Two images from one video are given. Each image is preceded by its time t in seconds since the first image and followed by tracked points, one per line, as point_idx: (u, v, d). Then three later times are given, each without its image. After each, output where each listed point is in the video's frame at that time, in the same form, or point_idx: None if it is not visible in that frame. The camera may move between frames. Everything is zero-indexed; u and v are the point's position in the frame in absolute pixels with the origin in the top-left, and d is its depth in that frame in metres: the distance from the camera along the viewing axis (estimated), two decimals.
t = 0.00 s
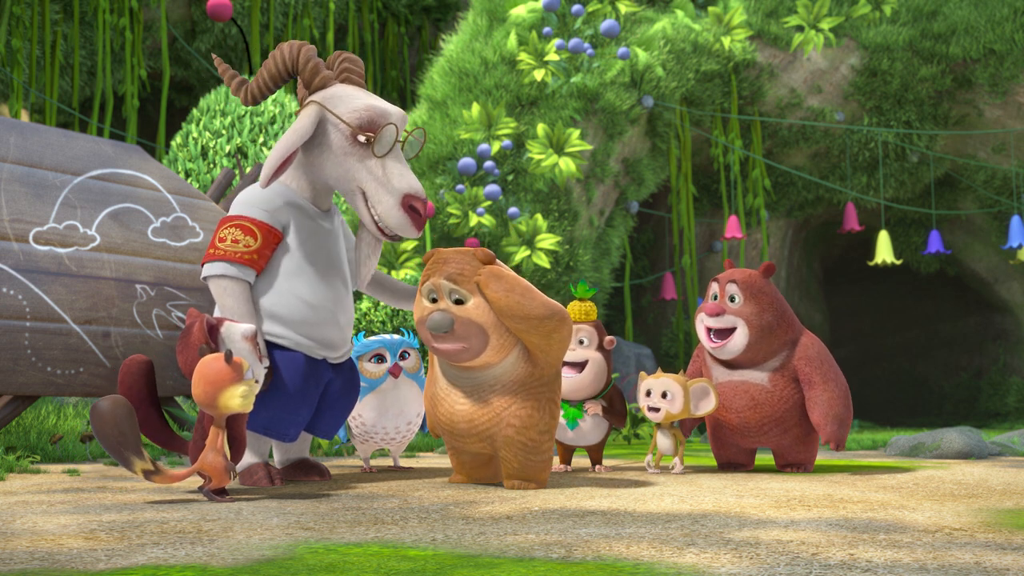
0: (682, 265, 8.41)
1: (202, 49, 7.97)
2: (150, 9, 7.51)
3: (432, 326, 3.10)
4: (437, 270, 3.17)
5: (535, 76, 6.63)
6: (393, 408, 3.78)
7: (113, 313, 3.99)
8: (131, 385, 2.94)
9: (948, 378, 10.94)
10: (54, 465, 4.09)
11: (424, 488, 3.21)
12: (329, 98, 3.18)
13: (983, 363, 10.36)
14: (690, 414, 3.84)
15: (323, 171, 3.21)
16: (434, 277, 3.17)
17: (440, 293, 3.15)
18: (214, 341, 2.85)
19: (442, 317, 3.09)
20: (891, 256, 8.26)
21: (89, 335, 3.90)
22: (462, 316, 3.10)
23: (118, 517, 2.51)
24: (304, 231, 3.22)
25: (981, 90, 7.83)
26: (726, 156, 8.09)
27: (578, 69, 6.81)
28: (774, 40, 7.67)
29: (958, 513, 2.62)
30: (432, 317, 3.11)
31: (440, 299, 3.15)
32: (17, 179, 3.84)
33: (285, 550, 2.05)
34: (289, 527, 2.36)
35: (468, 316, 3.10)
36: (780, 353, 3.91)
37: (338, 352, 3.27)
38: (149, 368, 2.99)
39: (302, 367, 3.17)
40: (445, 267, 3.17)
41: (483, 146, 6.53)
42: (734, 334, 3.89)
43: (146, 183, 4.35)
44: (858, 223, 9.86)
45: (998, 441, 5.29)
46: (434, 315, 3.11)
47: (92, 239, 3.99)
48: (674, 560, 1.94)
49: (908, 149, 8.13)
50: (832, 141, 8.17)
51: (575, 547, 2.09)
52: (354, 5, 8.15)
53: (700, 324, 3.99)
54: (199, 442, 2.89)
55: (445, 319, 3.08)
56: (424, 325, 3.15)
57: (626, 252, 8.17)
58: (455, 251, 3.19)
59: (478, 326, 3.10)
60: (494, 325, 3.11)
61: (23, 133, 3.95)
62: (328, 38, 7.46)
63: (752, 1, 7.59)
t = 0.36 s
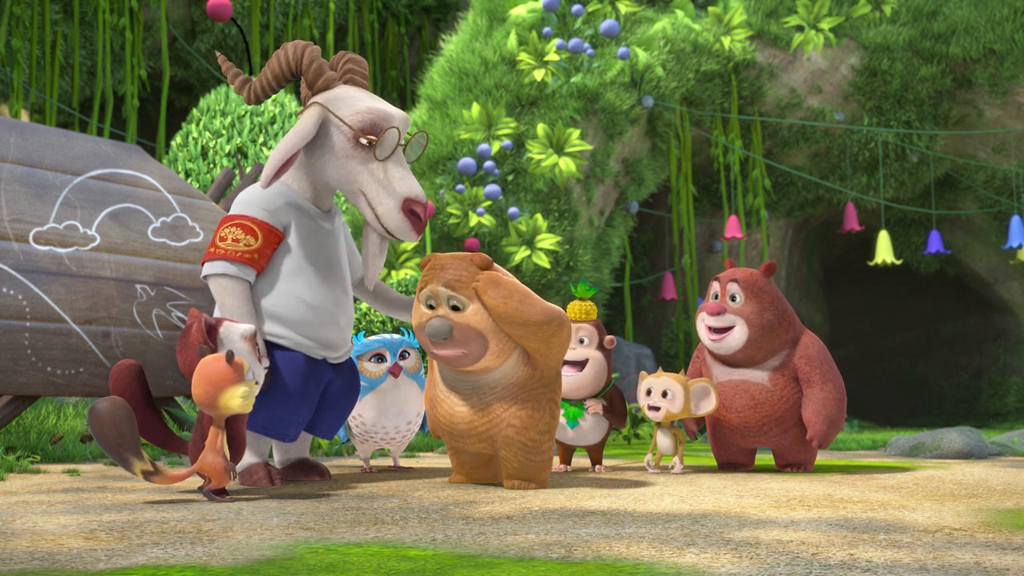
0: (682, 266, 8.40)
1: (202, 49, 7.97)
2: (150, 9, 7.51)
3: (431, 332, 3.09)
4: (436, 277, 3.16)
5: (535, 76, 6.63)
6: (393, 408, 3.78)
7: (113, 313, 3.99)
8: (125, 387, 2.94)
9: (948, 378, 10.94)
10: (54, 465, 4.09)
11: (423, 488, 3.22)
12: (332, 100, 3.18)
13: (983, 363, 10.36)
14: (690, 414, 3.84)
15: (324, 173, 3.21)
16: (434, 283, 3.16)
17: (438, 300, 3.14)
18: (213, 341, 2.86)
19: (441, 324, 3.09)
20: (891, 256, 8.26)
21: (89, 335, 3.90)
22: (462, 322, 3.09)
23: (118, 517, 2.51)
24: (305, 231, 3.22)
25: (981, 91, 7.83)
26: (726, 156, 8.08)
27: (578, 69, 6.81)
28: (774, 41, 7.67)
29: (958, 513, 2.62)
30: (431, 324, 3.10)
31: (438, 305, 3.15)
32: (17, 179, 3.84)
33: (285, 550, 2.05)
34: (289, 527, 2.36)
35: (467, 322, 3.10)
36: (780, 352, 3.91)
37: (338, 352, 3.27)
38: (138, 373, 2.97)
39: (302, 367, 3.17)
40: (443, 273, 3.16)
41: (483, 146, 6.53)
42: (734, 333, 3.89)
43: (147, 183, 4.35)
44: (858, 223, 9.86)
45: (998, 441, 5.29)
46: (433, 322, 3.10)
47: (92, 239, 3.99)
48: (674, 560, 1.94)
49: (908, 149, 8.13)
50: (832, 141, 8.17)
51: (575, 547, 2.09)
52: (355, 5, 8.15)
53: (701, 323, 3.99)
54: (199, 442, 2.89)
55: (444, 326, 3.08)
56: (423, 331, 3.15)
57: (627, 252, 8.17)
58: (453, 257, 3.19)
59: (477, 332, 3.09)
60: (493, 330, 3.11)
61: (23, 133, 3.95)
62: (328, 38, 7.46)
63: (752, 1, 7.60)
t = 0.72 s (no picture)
0: (682, 266, 8.40)
1: (202, 49, 7.97)
2: (150, 9, 7.51)
3: (432, 333, 3.09)
4: (436, 278, 3.16)
5: (535, 76, 6.63)
6: (393, 407, 3.78)
7: (113, 313, 4.00)
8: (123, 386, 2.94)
9: (948, 378, 10.94)
10: (54, 465, 4.09)
11: (424, 488, 3.21)
12: (337, 100, 3.18)
13: (983, 363, 10.35)
14: (691, 412, 3.84)
15: (327, 174, 3.21)
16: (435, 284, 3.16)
17: (439, 301, 3.14)
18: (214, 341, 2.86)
19: (442, 324, 3.08)
20: (891, 256, 8.26)
21: (89, 335, 3.90)
22: (462, 323, 3.09)
23: (118, 517, 2.51)
24: (309, 231, 3.23)
25: (981, 91, 7.83)
26: (726, 156, 8.08)
27: (578, 69, 6.81)
28: (774, 41, 7.67)
29: (958, 513, 2.62)
30: (432, 325, 3.10)
31: (439, 306, 3.15)
32: (17, 179, 3.84)
33: (285, 550, 2.05)
34: (289, 527, 2.36)
35: (468, 322, 3.09)
36: (781, 352, 3.91)
37: (337, 353, 3.28)
38: (133, 376, 2.97)
39: (302, 366, 3.17)
40: (443, 274, 3.15)
41: (483, 146, 6.52)
42: (734, 332, 3.89)
43: (146, 183, 4.35)
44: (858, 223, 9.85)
45: (998, 441, 5.29)
46: (434, 323, 3.10)
47: (92, 239, 3.99)
48: (674, 560, 1.94)
49: (908, 149, 8.13)
50: (832, 141, 8.18)
51: (575, 547, 2.09)
52: (355, 5, 8.15)
53: (702, 324, 4.00)
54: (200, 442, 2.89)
55: (445, 326, 3.08)
56: (424, 332, 3.15)
57: (627, 252, 8.17)
58: (453, 257, 3.18)
59: (477, 333, 3.09)
60: (493, 330, 3.11)
61: (23, 133, 3.95)
62: (328, 37, 7.46)
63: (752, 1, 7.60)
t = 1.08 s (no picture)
0: (682, 265, 8.40)
1: (202, 49, 7.98)
2: (150, 9, 7.51)
3: (420, 299, 3.07)
4: (439, 252, 3.16)
5: (535, 76, 6.62)
6: (393, 407, 3.78)
7: (113, 313, 4.00)
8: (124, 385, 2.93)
9: (948, 378, 10.94)
10: (54, 464, 4.09)
11: (424, 488, 3.22)
12: (353, 103, 3.19)
13: (983, 363, 10.36)
14: (692, 412, 3.84)
15: (343, 177, 3.21)
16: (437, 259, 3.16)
17: (436, 273, 3.13)
18: (215, 342, 2.86)
19: (432, 293, 3.07)
20: (891, 256, 8.26)
21: (89, 335, 3.91)
22: (453, 300, 3.08)
23: (118, 517, 2.51)
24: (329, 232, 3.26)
25: (981, 91, 7.84)
26: (726, 155, 8.08)
27: (578, 69, 6.81)
28: (774, 41, 7.67)
29: (958, 513, 2.62)
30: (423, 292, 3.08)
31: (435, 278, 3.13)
32: (17, 179, 3.83)
33: (285, 550, 2.05)
34: (289, 527, 2.36)
35: (459, 301, 3.08)
36: (780, 354, 3.91)
37: (333, 360, 3.27)
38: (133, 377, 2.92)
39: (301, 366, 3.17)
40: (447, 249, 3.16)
41: (483, 146, 6.48)
42: (734, 334, 3.88)
43: (147, 183, 4.34)
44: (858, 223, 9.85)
45: (998, 441, 5.29)
46: (425, 291, 3.08)
47: (92, 239, 3.99)
48: (674, 560, 1.94)
49: (908, 149, 8.13)
50: (832, 141, 8.18)
51: (575, 547, 2.09)
52: (354, 5, 8.15)
53: (701, 327, 3.98)
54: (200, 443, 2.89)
55: (434, 295, 3.06)
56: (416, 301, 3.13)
57: (627, 252, 8.17)
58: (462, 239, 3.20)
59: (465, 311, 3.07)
60: (485, 317, 3.08)
61: (23, 133, 3.95)
62: (329, 38, 7.46)
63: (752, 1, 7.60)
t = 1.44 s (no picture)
0: (682, 265, 8.40)
1: (202, 49, 7.98)
2: (150, 9, 7.51)
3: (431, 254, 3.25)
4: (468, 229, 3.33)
5: (535, 76, 6.62)
6: (393, 406, 3.78)
7: (113, 313, 4.00)
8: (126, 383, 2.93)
9: (948, 378, 10.94)
10: (54, 464, 4.09)
11: (423, 488, 3.22)
12: (360, 104, 3.18)
13: (983, 363, 10.35)
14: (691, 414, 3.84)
15: (350, 179, 3.21)
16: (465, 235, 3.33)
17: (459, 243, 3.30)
18: (215, 342, 2.86)
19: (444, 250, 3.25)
20: (891, 256, 8.26)
21: (89, 335, 3.91)
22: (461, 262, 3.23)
23: (117, 517, 2.51)
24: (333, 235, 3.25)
25: (981, 90, 7.84)
26: (726, 155, 8.08)
27: (578, 69, 6.81)
28: (774, 41, 7.67)
29: (958, 513, 2.62)
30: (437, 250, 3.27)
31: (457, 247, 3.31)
32: (17, 179, 3.83)
33: (285, 550, 2.05)
34: (289, 527, 2.36)
35: (466, 264, 3.22)
36: (780, 354, 3.90)
37: (332, 361, 3.27)
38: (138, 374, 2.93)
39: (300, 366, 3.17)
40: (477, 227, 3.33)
41: (483, 146, 6.37)
42: (734, 335, 3.88)
43: (147, 183, 4.34)
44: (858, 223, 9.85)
45: (998, 441, 5.29)
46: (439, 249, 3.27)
47: (92, 239, 3.99)
48: (674, 560, 1.94)
49: (908, 149, 8.13)
50: (832, 141, 8.18)
51: (575, 547, 2.09)
52: (354, 5, 8.15)
53: (701, 328, 3.98)
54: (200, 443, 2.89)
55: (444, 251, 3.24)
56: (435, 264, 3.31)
57: (627, 252, 8.16)
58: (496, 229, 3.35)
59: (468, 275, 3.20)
60: (487, 287, 3.17)
61: (23, 133, 3.95)
62: (328, 37, 7.46)
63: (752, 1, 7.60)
